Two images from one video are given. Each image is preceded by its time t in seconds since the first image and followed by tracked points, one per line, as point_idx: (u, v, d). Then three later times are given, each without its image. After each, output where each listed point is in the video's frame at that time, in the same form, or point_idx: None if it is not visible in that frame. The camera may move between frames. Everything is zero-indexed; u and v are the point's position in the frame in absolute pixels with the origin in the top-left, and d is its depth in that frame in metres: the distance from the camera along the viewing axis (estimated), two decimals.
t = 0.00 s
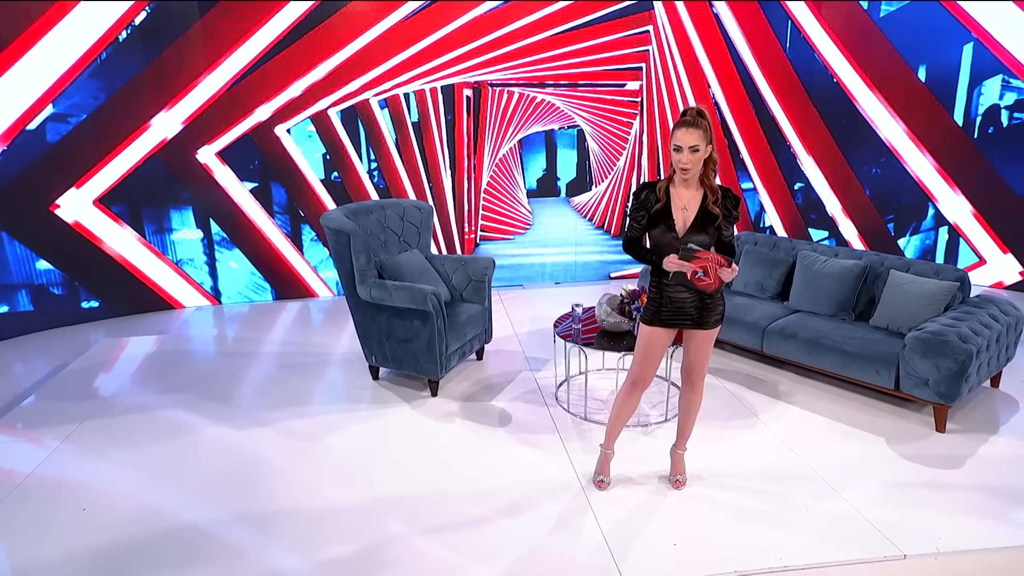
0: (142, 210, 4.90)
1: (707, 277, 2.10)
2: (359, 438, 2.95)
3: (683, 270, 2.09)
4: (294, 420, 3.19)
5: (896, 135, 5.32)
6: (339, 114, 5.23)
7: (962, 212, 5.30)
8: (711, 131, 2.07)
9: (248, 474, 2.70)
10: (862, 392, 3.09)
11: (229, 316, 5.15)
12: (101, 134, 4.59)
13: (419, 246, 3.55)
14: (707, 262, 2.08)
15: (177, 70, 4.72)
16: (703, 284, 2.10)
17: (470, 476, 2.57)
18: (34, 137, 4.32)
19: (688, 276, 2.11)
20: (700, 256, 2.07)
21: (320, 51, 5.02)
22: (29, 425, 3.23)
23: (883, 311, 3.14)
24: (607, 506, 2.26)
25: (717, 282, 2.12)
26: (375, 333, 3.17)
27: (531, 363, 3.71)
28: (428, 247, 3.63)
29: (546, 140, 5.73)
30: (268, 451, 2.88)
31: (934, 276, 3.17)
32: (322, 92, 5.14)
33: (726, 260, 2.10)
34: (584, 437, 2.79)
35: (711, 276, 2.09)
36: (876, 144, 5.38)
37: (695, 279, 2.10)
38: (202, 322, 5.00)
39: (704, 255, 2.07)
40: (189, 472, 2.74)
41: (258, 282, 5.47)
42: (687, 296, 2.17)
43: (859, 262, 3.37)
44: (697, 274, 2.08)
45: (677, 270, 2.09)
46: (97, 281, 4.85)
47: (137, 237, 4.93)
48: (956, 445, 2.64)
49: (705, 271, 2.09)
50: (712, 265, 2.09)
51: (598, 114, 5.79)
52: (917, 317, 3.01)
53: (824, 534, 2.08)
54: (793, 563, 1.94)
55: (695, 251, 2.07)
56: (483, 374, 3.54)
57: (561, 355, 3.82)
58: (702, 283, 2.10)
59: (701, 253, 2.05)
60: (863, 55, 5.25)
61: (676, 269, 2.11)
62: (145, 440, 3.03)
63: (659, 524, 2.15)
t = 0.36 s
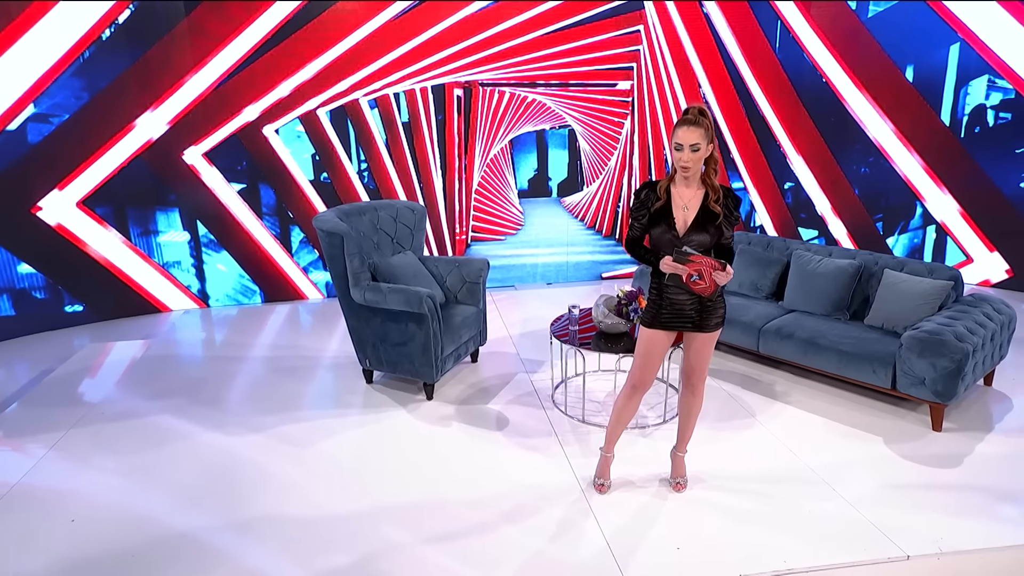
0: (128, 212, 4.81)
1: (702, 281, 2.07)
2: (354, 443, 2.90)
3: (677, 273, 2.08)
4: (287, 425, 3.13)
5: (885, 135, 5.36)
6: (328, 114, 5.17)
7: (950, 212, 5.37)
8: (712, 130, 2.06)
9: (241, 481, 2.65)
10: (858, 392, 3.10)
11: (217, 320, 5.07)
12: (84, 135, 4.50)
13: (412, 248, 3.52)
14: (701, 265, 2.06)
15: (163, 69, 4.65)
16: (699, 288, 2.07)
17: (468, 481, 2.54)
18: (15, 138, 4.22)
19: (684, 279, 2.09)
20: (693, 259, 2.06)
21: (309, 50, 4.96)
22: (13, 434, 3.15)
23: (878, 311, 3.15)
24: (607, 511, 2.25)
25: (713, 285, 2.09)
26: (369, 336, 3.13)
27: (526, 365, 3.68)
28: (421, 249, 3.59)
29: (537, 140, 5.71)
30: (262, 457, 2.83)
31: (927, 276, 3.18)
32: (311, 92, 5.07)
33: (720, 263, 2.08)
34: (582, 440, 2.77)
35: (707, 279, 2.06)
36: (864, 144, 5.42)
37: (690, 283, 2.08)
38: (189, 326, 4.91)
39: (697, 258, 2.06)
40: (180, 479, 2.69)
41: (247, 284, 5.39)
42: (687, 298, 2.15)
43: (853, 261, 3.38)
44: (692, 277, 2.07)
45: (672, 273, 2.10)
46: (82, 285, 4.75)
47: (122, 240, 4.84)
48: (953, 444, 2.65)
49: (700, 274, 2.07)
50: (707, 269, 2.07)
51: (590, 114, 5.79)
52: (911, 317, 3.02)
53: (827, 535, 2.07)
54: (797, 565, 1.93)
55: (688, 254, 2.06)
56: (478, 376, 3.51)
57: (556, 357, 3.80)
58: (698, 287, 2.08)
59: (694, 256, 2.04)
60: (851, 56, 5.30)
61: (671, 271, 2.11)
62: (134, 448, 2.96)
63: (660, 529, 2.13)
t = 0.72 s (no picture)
0: (111, 214, 4.71)
1: (702, 282, 2.06)
2: (350, 449, 2.87)
3: (676, 274, 2.08)
4: (280, 431, 3.09)
5: (872, 134, 5.41)
6: (316, 115, 5.11)
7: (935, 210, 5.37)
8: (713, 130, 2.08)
9: (235, 490, 2.60)
10: (853, 391, 3.11)
11: (204, 323, 5.00)
12: (65, 136, 4.40)
13: (405, 249, 3.48)
14: (700, 266, 2.06)
15: (146, 69, 4.55)
16: (698, 289, 2.06)
17: (466, 487, 2.52)
18: None
19: (683, 281, 2.09)
20: (693, 261, 2.05)
21: (297, 50, 4.90)
22: None
23: (872, 310, 3.16)
24: (609, 515, 2.25)
25: (712, 287, 2.08)
26: (362, 340, 3.08)
27: (521, 367, 3.66)
28: (413, 251, 3.55)
29: (527, 140, 5.68)
30: (255, 464, 2.79)
31: (920, 275, 3.20)
32: (299, 92, 5.01)
33: (719, 265, 2.08)
34: (580, 444, 2.76)
35: (706, 281, 2.06)
36: (852, 143, 5.47)
37: (689, 284, 2.07)
38: (176, 330, 4.83)
39: (696, 259, 2.05)
40: (172, 487, 2.64)
41: (234, 287, 5.31)
42: (687, 300, 2.14)
43: (846, 261, 3.39)
44: (691, 278, 2.06)
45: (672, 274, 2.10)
46: (65, 289, 4.65)
47: (106, 243, 4.74)
48: (948, 443, 2.67)
49: (699, 275, 2.06)
50: (705, 270, 2.06)
51: (580, 114, 5.76)
52: (905, 316, 3.03)
53: (827, 538, 2.08)
54: (800, 568, 1.94)
55: (687, 255, 2.06)
56: (473, 379, 3.48)
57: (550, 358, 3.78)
58: (697, 288, 2.06)
59: (693, 257, 2.04)
60: (840, 56, 5.37)
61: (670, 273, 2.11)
62: (123, 456, 2.90)
63: (662, 533, 2.13)
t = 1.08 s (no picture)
0: (95, 217, 4.62)
1: (703, 275, 2.06)
2: (344, 455, 2.83)
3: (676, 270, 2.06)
4: (272, 437, 3.04)
5: (859, 135, 5.46)
6: (305, 116, 5.05)
7: (921, 209, 5.44)
8: (714, 130, 2.07)
9: (229, 498, 2.56)
10: (847, 391, 3.12)
11: (191, 327, 4.92)
12: (47, 137, 4.30)
13: (398, 251, 3.45)
14: (699, 259, 2.05)
15: (130, 69, 4.47)
16: (700, 283, 2.07)
17: (464, 492, 2.50)
18: None
19: (683, 276, 2.08)
20: (691, 253, 2.04)
21: (284, 50, 4.84)
22: None
23: (865, 310, 3.18)
24: (610, 519, 2.24)
25: (713, 277, 2.09)
26: (356, 344, 3.04)
27: (516, 369, 3.64)
28: (406, 253, 3.52)
29: (517, 140, 5.65)
30: (248, 471, 2.74)
31: (912, 275, 3.22)
32: (287, 92, 4.95)
33: (718, 255, 2.06)
34: (579, 447, 2.75)
35: (706, 273, 2.06)
36: (839, 143, 5.53)
37: (690, 278, 2.07)
38: (162, 334, 4.75)
39: (694, 251, 2.04)
40: (164, 496, 2.59)
41: (222, 290, 5.24)
42: (688, 301, 2.12)
43: (839, 261, 3.41)
44: (691, 272, 2.05)
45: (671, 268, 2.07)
46: (47, 294, 4.56)
47: (89, 246, 4.65)
48: (942, 441, 2.69)
49: (700, 269, 2.06)
50: (705, 262, 2.05)
51: (570, 114, 5.74)
52: (898, 315, 3.05)
53: (828, 539, 2.08)
54: (804, 569, 1.94)
55: (685, 248, 2.05)
56: (467, 382, 3.45)
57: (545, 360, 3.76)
58: (698, 282, 2.07)
59: (690, 249, 2.02)
60: (828, 56, 5.41)
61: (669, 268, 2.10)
62: (112, 465, 2.84)
63: (666, 535, 2.13)
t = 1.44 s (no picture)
0: (76, 220, 4.52)
1: (673, 286, 2.11)
2: (338, 461, 2.79)
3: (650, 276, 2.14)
4: (264, 443, 2.99)
5: (845, 135, 5.52)
6: (292, 117, 4.99)
7: (905, 208, 5.50)
8: (716, 132, 2.06)
9: (221, 507, 2.51)
10: (839, 390, 3.15)
11: (176, 332, 4.83)
12: (25, 138, 4.20)
13: (389, 254, 3.41)
14: (669, 269, 2.10)
15: (111, 69, 4.37)
16: (670, 292, 2.12)
17: (461, 498, 2.47)
18: None
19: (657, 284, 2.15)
20: (662, 263, 2.10)
21: (271, 50, 4.78)
22: None
23: (857, 309, 3.20)
24: (611, 525, 2.24)
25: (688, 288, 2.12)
26: (349, 348, 3.00)
27: (510, 372, 3.62)
28: (398, 255, 3.48)
29: (506, 141, 5.63)
30: (239, 479, 2.68)
31: (902, 274, 3.25)
32: (273, 93, 4.88)
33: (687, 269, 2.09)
34: (576, 449, 2.75)
35: (677, 284, 2.10)
36: (825, 143, 5.60)
37: (662, 287, 2.13)
38: (146, 339, 4.66)
39: (665, 261, 2.10)
40: (155, 506, 2.53)
41: (208, 294, 5.16)
42: (685, 303, 2.12)
43: (830, 261, 3.43)
44: (662, 281, 2.11)
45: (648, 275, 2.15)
46: (28, 299, 4.45)
47: (70, 250, 4.55)
48: (935, 439, 2.71)
49: (670, 278, 2.11)
50: (676, 273, 2.10)
51: (558, 114, 5.72)
52: (890, 314, 3.08)
53: (827, 543, 2.09)
54: (806, 571, 1.96)
55: (658, 257, 2.11)
56: (461, 385, 3.42)
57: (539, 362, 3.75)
58: (670, 292, 2.12)
59: (660, 259, 2.09)
60: (814, 57, 5.48)
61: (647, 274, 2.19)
62: (99, 474, 2.77)
63: (667, 540, 2.13)
